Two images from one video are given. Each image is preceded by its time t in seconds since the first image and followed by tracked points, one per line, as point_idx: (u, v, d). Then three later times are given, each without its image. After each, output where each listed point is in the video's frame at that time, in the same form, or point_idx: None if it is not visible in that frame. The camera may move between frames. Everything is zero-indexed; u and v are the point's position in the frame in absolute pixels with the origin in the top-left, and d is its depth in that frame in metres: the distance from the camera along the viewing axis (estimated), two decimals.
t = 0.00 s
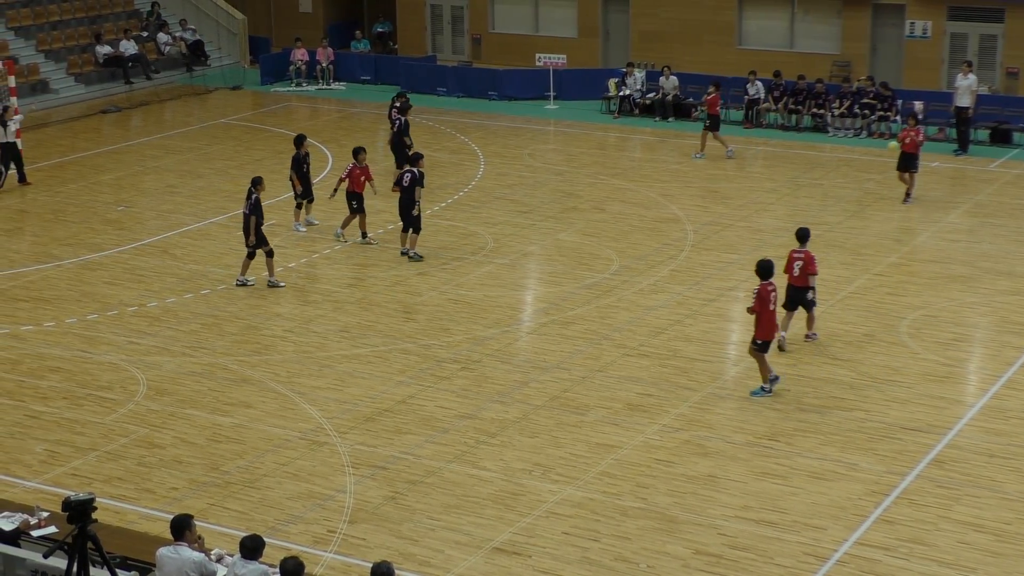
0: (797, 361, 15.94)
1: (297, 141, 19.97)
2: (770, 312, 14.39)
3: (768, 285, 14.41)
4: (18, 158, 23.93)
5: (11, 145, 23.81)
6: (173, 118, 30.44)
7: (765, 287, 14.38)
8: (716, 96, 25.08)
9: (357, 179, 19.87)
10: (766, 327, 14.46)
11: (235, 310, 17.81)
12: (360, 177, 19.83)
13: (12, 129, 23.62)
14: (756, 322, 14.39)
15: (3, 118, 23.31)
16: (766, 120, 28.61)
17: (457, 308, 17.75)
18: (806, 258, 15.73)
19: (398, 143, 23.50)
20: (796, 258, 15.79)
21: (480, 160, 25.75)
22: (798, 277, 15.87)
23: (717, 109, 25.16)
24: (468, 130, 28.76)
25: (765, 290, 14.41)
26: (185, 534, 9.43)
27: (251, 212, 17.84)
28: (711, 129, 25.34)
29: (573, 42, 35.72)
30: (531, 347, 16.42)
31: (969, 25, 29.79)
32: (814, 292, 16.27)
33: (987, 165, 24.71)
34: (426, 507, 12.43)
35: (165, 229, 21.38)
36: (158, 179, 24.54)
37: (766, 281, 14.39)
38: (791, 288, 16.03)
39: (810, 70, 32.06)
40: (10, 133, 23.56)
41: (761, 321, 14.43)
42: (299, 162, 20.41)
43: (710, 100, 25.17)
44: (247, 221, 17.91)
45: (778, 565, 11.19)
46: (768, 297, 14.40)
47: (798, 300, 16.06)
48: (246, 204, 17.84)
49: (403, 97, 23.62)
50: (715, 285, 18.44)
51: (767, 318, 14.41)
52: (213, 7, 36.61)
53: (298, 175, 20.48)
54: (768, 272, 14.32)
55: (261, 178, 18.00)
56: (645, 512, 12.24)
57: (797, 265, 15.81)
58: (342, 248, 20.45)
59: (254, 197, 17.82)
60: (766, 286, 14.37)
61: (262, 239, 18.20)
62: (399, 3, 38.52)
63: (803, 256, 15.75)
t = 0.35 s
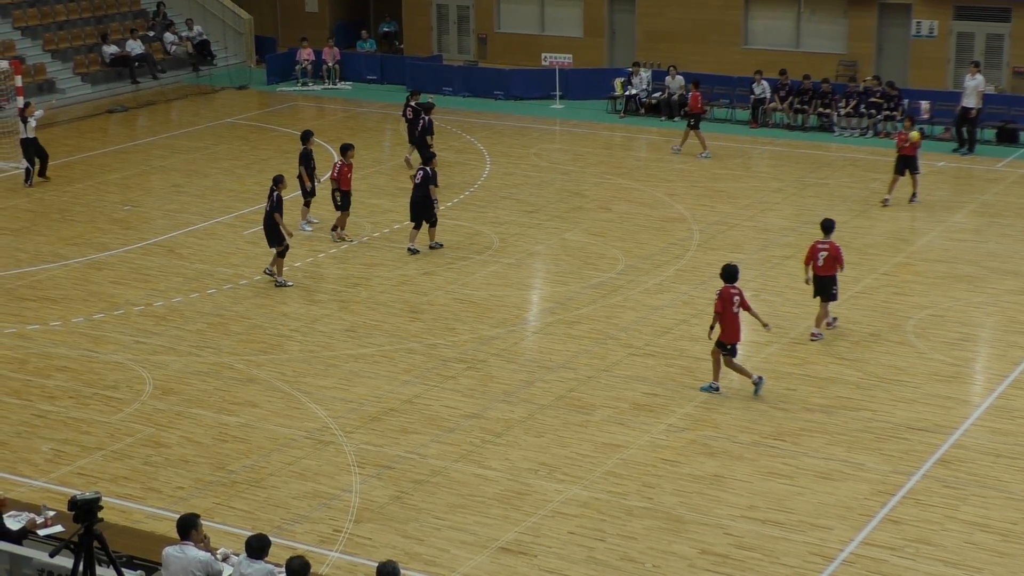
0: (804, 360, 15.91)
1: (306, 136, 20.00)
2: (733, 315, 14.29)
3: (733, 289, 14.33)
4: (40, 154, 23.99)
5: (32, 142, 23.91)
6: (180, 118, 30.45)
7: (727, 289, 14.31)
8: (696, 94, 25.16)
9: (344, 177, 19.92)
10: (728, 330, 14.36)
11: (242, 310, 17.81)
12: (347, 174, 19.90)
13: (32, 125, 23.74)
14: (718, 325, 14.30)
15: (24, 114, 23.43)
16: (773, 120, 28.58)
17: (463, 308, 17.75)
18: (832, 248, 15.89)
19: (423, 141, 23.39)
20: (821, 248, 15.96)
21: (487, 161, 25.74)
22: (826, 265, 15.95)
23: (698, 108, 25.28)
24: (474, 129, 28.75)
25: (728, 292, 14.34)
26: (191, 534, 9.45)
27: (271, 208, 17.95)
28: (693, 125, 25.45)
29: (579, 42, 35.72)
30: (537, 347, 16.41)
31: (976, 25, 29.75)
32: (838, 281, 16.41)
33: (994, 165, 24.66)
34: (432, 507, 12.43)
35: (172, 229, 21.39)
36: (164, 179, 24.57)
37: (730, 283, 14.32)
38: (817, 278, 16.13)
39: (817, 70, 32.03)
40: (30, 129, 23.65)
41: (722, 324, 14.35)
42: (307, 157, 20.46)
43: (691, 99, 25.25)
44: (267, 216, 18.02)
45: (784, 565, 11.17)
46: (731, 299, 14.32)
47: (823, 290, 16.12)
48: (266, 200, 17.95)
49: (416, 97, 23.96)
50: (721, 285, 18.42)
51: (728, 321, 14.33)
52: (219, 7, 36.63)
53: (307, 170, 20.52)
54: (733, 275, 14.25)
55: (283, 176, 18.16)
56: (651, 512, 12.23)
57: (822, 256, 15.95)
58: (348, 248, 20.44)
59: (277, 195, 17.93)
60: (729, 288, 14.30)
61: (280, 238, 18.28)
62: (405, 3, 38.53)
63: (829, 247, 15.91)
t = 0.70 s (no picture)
0: (811, 360, 15.88)
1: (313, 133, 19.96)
2: (698, 316, 14.12)
3: (702, 289, 14.06)
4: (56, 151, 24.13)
5: (50, 138, 24.08)
6: (187, 117, 30.50)
7: (696, 288, 14.09)
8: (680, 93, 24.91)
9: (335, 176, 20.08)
10: (695, 329, 14.24)
11: (249, 309, 17.83)
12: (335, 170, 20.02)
13: (52, 122, 23.95)
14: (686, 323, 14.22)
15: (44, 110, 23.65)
16: (780, 119, 28.54)
17: (470, 307, 17.76)
18: (856, 239, 16.06)
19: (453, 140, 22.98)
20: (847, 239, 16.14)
21: (494, 160, 25.74)
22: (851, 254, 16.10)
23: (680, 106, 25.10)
24: (482, 129, 28.75)
25: (697, 291, 14.09)
26: (199, 532, 9.48)
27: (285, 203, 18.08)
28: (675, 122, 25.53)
29: (586, 42, 35.71)
30: (544, 347, 16.40)
31: (984, 24, 29.70)
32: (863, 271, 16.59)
33: (1002, 164, 24.60)
34: (439, 506, 12.44)
35: (179, 228, 21.41)
36: (172, 178, 24.60)
37: (701, 283, 14.06)
38: (841, 267, 16.31)
39: (825, 70, 31.98)
40: (50, 125, 23.84)
41: (688, 321, 14.23)
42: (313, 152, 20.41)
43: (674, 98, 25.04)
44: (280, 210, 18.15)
45: (792, 565, 11.16)
46: (698, 300, 14.07)
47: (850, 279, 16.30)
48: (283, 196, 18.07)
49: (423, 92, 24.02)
50: (728, 284, 18.41)
51: (694, 320, 14.18)
52: (227, 7, 36.66)
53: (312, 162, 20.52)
54: (704, 274, 14.04)
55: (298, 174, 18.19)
56: (658, 512, 12.22)
57: (847, 246, 16.11)
58: (355, 247, 20.44)
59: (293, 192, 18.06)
60: (698, 288, 14.07)
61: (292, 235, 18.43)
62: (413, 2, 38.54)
63: (853, 237, 16.07)
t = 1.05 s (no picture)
0: (818, 361, 15.86)
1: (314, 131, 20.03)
2: (668, 318, 14.06)
3: (673, 291, 14.00)
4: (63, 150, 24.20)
5: (57, 136, 24.11)
6: (196, 117, 30.54)
7: (668, 291, 14.05)
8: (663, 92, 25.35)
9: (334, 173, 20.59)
10: (671, 330, 14.17)
11: (256, 309, 17.84)
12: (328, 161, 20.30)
13: (60, 121, 23.95)
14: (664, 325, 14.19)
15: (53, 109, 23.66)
16: (788, 121, 28.49)
17: (477, 307, 17.77)
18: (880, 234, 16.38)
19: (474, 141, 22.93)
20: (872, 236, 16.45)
21: (502, 160, 25.77)
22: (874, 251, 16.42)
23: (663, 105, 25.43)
24: (489, 129, 28.77)
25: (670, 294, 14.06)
26: (206, 531, 9.48)
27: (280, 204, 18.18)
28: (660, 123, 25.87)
29: (595, 42, 35.70)
30: (551, 347, 16.41)
31: (993, 26, 29.66)
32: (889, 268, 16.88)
33: (1010, 166, 24.56)
34: (445, 506, 12.44)
35: (186, 228, 21.44)
36: (179, 178, 24.63)
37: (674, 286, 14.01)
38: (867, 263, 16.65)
39: (833, 71, 31.94)
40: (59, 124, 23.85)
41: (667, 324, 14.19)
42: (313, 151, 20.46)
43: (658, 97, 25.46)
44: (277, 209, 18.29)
45: (798, 566, 11.16)
46: (669, 302, 14.03)
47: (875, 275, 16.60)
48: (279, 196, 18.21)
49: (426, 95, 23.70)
50: (736, 285, 18.40)
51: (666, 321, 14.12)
52: (235, 7, 36.67)
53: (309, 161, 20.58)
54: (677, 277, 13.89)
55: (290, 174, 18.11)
56: (664, 513, 12.22)
57: (872, 242, 16.42)
58: (363, 247, 20.46)
59: (287, 194, 18.03)
60: (669, 291, 14.03)
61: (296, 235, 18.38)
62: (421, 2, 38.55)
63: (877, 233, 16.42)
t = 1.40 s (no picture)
0: (823, 362, 15.85)
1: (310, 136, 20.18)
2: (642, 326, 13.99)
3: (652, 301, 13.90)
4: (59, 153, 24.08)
5: (52, 140, 24.01)
6: (200, 117, 30.58)
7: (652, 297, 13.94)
8: (641, 91, 25.84)
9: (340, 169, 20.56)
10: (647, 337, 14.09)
11: (259, 309, 17.85)
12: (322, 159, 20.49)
13: (54, 124, 23.88)
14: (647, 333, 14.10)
15: (46, 111, 23.65)
16: (792, 122, 28.47)
17: (480, 308, 17.77)
18: (897, 232, 16.52)
19: (482, 142, 22.86)
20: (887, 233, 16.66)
21: (506, 161, 25.79)
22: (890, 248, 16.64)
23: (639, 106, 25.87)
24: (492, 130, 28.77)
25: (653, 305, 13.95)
26: (210, 532, 9.48)
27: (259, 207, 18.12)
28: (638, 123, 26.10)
29: (598, 43, 35.69)
30: (555, 348, 16.41)
31: (997, 27, 29.65)
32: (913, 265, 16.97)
33: (1014, 167, 24.54)
34: (449, 507, 12.44)
35: (190, 229, 21.45)
36: (183, 178, 24.64)
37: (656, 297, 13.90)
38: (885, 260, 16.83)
39: (837, 71, 31.94)
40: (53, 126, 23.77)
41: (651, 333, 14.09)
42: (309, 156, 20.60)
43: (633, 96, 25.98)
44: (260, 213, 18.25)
45: (802, 567, 11.16)
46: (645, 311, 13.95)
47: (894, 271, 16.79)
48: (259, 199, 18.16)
49: (423, 96, 23.23)
50: (740, 286, 18.41)
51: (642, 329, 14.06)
52: (239, 7, 36.70)
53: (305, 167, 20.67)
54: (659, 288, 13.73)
55: (267, 177, 18.01)
56: (668, 514, 12.21)
57: (889, 239, 16.61)
58: (367, 247, 20.48)
59: (264, 196, 17.94)
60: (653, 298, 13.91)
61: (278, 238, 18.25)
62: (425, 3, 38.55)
63: (894, 230, 16.54)
